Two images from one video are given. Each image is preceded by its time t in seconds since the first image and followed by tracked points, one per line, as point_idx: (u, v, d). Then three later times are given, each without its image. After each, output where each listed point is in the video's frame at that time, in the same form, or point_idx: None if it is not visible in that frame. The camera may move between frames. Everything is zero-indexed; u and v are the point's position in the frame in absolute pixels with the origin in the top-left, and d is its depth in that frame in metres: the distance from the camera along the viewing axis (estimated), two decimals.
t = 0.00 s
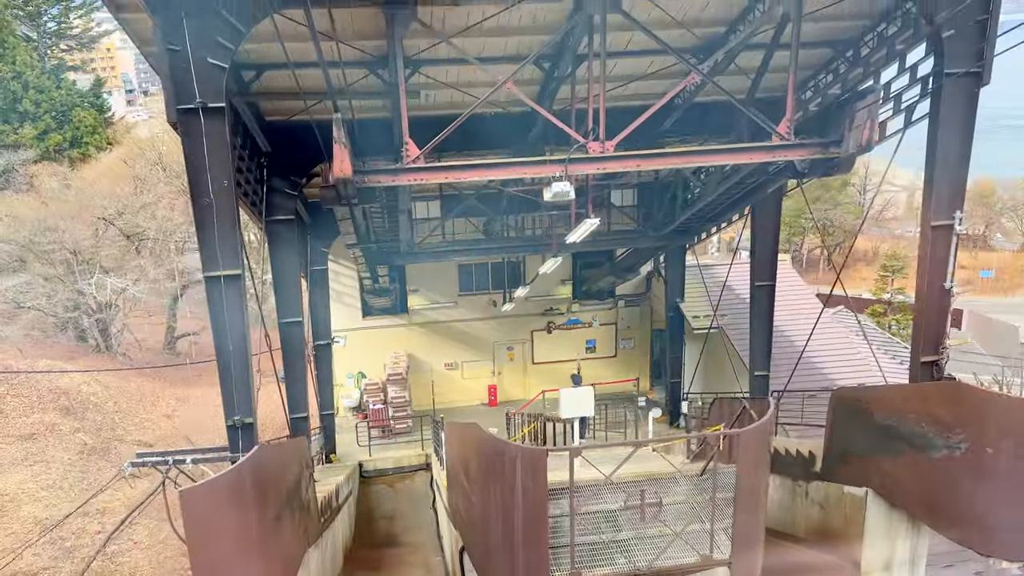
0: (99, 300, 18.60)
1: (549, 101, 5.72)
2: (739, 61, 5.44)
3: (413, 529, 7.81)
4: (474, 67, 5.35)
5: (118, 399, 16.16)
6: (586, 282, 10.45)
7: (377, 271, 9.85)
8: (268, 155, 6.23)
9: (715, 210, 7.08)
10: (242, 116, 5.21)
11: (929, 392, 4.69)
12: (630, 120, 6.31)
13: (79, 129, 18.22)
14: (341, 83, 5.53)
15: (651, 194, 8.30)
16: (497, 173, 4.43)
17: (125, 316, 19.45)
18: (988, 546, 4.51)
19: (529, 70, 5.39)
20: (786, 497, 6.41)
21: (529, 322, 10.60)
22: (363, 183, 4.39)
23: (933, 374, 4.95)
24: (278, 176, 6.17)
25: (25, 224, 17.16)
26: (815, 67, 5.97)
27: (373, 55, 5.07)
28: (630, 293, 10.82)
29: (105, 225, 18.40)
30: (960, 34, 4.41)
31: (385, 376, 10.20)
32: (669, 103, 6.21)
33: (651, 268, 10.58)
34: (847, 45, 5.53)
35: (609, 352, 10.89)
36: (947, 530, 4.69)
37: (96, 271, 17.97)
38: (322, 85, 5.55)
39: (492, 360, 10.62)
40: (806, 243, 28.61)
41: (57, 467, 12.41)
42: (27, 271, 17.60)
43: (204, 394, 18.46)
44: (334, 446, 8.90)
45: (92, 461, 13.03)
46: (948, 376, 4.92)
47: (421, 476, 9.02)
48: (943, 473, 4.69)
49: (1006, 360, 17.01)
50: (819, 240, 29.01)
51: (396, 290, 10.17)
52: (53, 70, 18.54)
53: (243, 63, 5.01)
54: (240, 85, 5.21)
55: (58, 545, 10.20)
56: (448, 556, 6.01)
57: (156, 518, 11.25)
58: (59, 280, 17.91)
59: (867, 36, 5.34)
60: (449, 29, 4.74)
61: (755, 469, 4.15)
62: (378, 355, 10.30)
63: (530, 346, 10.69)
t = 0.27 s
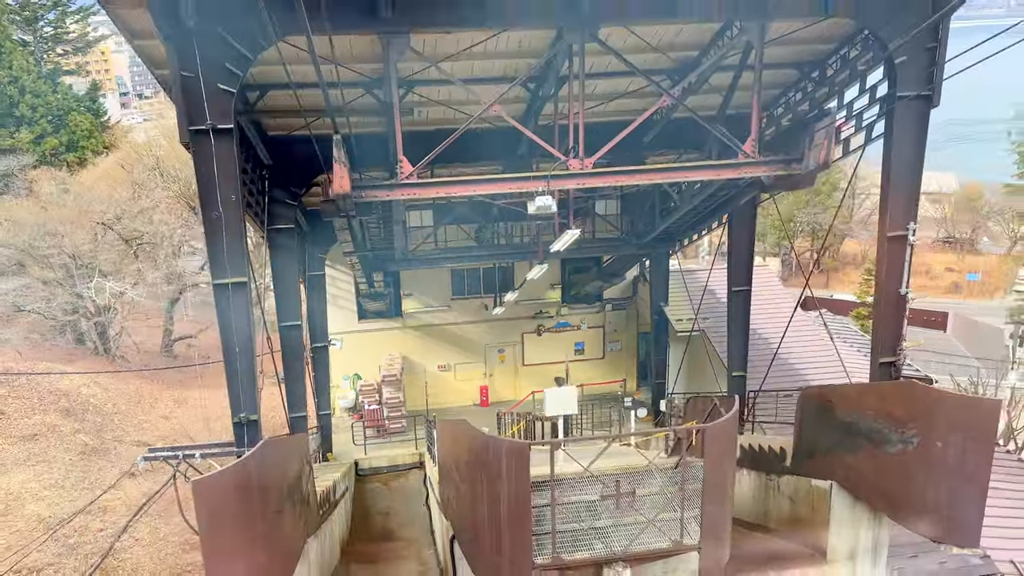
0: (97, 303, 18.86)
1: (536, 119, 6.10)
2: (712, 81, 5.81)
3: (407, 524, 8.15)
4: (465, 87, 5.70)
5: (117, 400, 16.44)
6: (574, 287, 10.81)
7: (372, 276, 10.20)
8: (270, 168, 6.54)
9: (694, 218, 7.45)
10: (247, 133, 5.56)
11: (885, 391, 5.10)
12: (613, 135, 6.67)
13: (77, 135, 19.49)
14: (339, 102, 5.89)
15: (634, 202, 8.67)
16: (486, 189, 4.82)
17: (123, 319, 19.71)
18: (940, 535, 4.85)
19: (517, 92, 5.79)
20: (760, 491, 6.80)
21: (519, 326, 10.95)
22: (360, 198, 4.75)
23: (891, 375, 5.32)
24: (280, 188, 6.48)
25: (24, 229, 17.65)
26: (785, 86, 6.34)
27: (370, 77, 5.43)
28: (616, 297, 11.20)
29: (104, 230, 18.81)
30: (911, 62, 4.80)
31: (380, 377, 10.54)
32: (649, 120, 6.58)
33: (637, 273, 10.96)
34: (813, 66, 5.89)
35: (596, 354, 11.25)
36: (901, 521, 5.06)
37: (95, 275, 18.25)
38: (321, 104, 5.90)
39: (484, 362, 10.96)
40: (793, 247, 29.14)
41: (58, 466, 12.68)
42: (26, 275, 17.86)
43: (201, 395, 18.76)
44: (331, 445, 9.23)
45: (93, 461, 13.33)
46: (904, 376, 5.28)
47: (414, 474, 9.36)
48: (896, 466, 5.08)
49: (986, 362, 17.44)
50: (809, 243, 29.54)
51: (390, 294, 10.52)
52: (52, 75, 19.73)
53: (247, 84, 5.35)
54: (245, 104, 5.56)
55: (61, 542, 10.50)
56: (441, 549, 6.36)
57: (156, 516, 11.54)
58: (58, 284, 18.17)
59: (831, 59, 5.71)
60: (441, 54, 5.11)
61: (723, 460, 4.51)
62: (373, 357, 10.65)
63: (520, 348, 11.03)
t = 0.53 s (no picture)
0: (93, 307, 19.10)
1: (521, 134, 6.47)
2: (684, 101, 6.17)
3: (398, 522, 8.47)
4: (452, 105, 6.07)
5: (113, 403, 16.71)
6: (561, 292, 11.18)
7: (365, 283, 10.56)
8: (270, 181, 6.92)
9: (672, 228, 7.82)
10: (248, 150, 5.91)
11: (843, 391, 5.48)
12: (593, 150, 7.07)
13: (69, 140, 21.42)
14: (335, 119, 6.25)
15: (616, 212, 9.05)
16: (473, 203, 5.21)
17: (118, 323, 19.98)
18: (894, 523, 5.24)
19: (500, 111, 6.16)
20: (734, 487, 7.07)
21: (508, 330, 11.31)
22: (355, 212, 5.11)
23: (851, 377, 5.70)
24: (278, 199, 6.91)
25: (21, 234, 17.62)
26: (755, 104, 6.70)
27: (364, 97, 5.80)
28: (602, 302, 11.57)
29: (101, 235, 18.84)
30: (864, 87, 5.19)
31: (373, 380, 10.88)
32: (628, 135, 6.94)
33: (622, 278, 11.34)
34: (779, 88, 6.27)
35: (583, 358, 11.61)
36: (859, 512, 5.46)
37: (91, 280, 18.51)
38: (318, 121, 6.26)
39: (474, 365, 11.31)
40: (778, 252, 29.72)
41: (57, 468, 12.96)
42: (22, 279, 18.09)
43: (196, 398, 19.03)
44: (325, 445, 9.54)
45: (91, 462, 13.63)
46: (864, 378, 5.68)
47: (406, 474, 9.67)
48: (854, 461, 5.49)
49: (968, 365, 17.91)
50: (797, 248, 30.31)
51: (383, 299, 10.87)
52: (45, 83, 21.78)
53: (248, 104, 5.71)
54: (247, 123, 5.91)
55: (61, 542, 10.79)
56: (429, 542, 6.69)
57: (154, 516, 11.83)
58: (54, 288, 18.42)
59: (797, 81, 6.06)
60: (431, 77, 5.48)
61: (692, 454, 4.91)
62: (366, 360, 10.99)
63: (509, 352, 11.39)
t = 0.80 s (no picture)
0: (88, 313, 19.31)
1: (506, 151, 6.86)
2: (659, 119, 6.54)
3: (389, 520, 8.83)
4: (441, 124, 6.45)
5: (108, 407, 16.96)
6: (547, 298, 11.54)
7: (358, 290, 10.90)
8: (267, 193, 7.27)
9: (652, 238, 8.19)
10: (249, 165, 6.27)
11: (804, 392, 5.86)
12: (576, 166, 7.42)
13: (63, 146, 21.82)
14: (330, 136, 6.61)
15: (599, 223, 9.42)
16: (459, 217, 5.64)
17: (113, 328, 20.22)
18: (849, 514, 5.67)
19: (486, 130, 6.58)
20: (706, 485, 7.49)
21: (496, 335, 11.67)
22: (349, 227, 5.50)
23: (814, 380, 6.09)
24: (275, 211, 7.20)
25: (19, 241, 18.01)
26: (728, 123, 7.05)
27: (357, 116, 6.17)
28: (587, 308, 11.95)
29: (96, 242, 19.20)
30: (824, 112, 5.57)
31: (364, 384, 11.22)
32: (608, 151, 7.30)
33: (606, 285, 11.71)
34: (749, 108, 6.64)
35: (568, 362, 11.98)
36: (819, 505, 5.87)
37: (86, 285, 18.75)
38: (313, 137, 6.61)
39: (463, 369, 11.66)
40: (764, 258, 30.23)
41: (55, 470, 13.21)
42: (18, 285, 18.32)
43: (190, 402, 19.30)
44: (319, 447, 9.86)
45: (88, 464, 13.90)
46: (825, 380, 6.06)
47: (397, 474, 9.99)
48: (814, 459, 5.89)
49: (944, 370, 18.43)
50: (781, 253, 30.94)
51: (374, 305, 11.22)
52: (38, 88, 22.08)
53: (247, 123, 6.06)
54: (247, 139, 6.26)
55: (60, 542, 11.05)
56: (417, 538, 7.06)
57: (150, 516, 12.10)
58: (50, 294, 18.64)
59: (764, 102, 6.43)
60: (422, 100, 5.86)
61: (663, 452, 5.29)
62: (358, 364, 11.32)
63: (497, 356, 11.75)
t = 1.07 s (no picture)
0: (82, 319, 19.54)
1: (493, 168, 7.24)
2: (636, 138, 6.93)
3: (379, 520, 9.16)
4: (430, 142, 6.83)
5: (102, 411, 17.22)
6: (534, 305, 11.92)
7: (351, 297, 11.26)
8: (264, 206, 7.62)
9: (632, 248, 8.58)
10: (248, 180, 6.61)
11: (770, 395, 6.27)
12: (559, 179, 7.73)
13: (55, 151, 22.16)
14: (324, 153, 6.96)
15: (583, 234, 9.80)
16: (448, 231, 6.03)
17: (107, 334, 20.46)
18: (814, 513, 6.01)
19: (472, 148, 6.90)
20: (681, 485, 7.87)
21: (484, 341, 12.03)
22: (342, 239, 5.89)
23: (779, 383, 6.50)
24: (271, 223, 7.61)
25: (15, 248, 18.16)
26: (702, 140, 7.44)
27: (350, 135, 6.53)
28: (573, 314, 12.32)
29: (90, 249, 19.51)
30: (787, 134, 5.96)
31: (356, 388, 11.56)
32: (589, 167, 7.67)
33: (591, 292, 12.10)
34: (719, 128, 6.95)
35: (554, 367, 12.35)
36: (784, 503, 6.25)
37: (81, 292, 19.00)
38: (309, 154, 6.96)
39: (451, 374, 12.02)
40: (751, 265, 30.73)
41: (51, 473, 13.49)
42: (13, 291, 18.54)
43: (183, 407, 19.56)
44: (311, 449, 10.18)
45: (84, 467, 14.19)
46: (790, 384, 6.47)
47: (387, 475, 10.33)
48: (781, 459, 6.26)
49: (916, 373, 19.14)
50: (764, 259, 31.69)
51: (366, 312, 11.57)
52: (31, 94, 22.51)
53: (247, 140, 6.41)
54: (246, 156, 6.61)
55: (58, 542, 11.34)
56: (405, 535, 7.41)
57: (145, 518, 12.39)
58: (45, 300, 18.88)
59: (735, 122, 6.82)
60: (410, 120, 6.24)
61: (636, 450, 5.68)
62: (350, 369, 11.67)
63: (485, 362, 12.12)
